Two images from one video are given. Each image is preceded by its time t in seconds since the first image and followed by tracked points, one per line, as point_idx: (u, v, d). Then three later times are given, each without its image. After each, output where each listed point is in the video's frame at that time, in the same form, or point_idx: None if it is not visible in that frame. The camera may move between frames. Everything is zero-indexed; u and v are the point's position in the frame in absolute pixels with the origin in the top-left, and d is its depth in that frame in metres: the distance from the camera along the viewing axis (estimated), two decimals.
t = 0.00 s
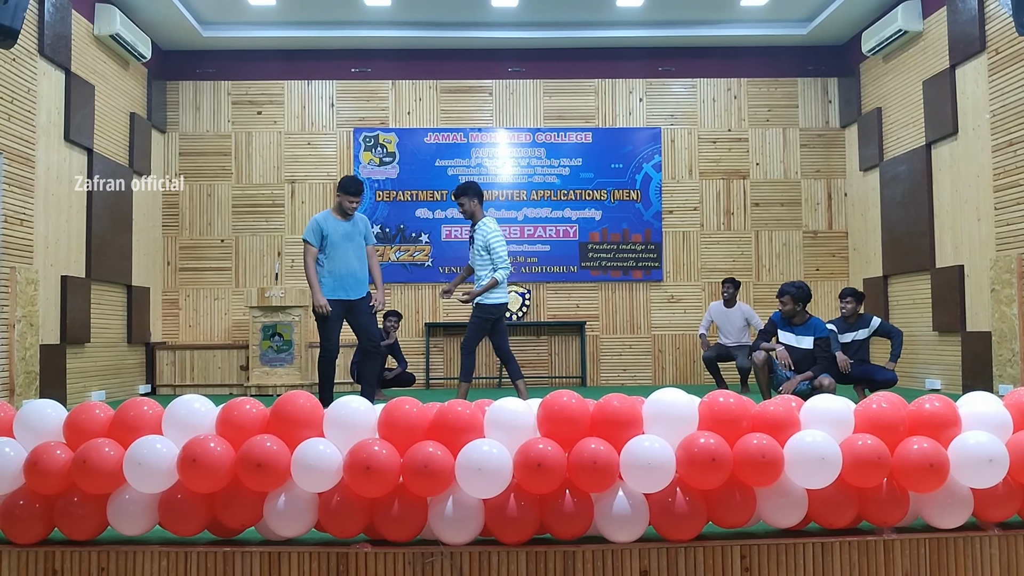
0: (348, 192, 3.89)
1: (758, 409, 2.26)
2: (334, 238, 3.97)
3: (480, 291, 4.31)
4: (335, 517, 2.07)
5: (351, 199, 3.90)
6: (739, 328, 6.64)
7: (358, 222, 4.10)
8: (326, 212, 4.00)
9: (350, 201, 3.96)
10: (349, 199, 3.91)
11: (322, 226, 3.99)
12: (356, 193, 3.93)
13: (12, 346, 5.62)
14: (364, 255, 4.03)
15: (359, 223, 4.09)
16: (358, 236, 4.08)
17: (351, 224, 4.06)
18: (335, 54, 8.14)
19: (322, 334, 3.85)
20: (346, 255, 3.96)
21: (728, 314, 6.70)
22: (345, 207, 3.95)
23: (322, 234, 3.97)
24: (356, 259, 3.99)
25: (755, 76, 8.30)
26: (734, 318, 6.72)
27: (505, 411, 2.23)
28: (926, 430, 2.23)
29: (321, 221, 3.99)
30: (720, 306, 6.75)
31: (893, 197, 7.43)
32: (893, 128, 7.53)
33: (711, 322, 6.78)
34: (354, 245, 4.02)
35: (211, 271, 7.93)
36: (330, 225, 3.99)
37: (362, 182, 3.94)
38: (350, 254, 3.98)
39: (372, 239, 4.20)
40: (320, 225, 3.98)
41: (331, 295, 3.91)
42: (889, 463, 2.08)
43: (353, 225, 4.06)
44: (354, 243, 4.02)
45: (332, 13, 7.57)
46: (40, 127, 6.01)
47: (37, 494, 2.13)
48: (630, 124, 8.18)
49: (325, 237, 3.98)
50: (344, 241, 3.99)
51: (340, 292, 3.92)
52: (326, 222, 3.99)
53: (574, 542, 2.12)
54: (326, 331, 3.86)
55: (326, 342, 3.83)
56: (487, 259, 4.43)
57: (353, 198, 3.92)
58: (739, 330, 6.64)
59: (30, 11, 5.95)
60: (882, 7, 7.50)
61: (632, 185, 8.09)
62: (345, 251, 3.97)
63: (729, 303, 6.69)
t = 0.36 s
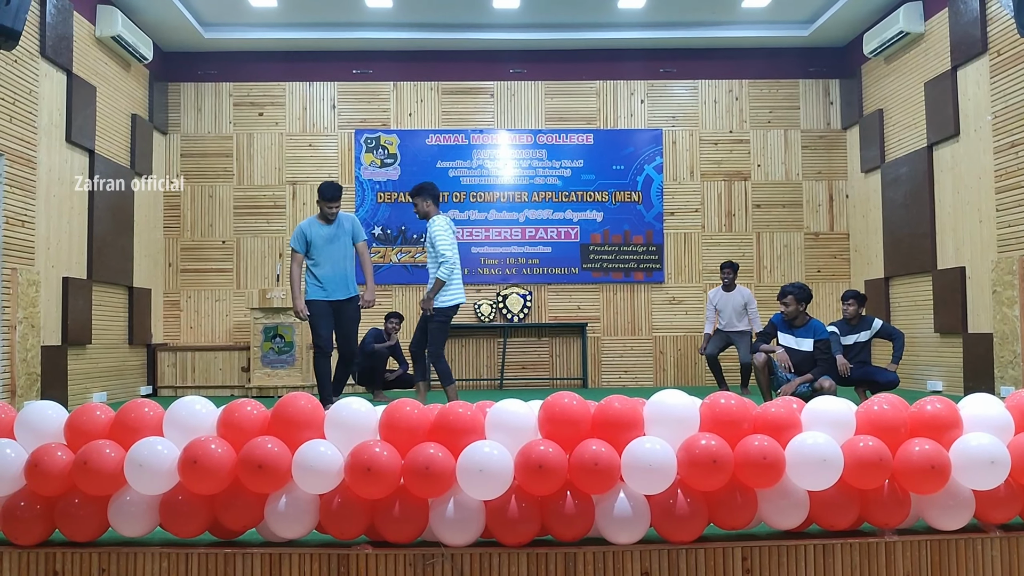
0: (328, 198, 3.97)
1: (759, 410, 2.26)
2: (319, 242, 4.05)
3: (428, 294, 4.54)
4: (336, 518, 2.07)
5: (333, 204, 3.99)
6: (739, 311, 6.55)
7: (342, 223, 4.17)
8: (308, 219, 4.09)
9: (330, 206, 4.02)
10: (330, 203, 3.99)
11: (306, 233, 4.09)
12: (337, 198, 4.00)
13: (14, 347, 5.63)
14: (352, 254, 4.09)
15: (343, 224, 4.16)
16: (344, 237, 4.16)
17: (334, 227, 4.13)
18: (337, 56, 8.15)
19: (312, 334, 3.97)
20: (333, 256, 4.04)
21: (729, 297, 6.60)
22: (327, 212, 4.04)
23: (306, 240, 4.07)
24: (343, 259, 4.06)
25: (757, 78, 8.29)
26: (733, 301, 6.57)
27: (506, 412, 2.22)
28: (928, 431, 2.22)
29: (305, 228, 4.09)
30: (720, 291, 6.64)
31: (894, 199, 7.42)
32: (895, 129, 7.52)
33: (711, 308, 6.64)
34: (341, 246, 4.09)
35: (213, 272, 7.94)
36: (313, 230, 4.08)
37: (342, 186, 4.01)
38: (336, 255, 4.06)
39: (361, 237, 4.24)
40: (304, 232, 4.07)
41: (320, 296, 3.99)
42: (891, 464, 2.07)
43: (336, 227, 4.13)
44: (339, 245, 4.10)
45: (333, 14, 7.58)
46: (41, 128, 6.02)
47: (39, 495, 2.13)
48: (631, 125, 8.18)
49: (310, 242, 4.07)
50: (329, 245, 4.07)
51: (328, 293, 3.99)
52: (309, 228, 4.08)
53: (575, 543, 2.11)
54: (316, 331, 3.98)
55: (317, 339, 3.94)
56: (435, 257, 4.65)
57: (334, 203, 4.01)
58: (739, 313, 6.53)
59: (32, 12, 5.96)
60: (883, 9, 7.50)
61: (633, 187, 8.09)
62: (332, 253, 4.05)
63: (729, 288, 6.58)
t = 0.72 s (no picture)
0: (329, 202, 4.15)
1: (761, 412, 2.26)
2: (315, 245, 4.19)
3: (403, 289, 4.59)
4: (338, 520, 2.07)
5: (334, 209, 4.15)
6: (742, 330, 6.60)
7: (340, 231, 4.30)
8: (309, 220, 4.24)
9: (331, 212, 4.17)
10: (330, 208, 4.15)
11: (303, 234, 4.23)
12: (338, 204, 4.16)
13: (15, 349, 5.64)
14: (345, 263, 4.22)
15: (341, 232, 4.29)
16: (339, 244, 4.29)
17: (333, 232, 4.26)
18: (339, 58, 8.16)
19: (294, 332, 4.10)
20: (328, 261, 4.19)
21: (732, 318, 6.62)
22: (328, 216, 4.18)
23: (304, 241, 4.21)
24: (336, 265, 4.21)
25: (758, 79, 8.29)
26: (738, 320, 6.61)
27: (507, 414, 2.23)
28: (930, 433, 2.22)
29: (304, 229, 4.22)
30: (722, 312, 6.66)
31: (896, 200, 7.41)
32: (896, 131, 7.52)
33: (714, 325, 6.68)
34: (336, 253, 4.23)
35: (214, 274, 7.94)
36: (311, 232, 4.21)
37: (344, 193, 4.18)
38: (329, 262, 4.19)
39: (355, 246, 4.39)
40: (303, 233, 4.21)
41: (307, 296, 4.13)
42: (892, 466, 2.07)
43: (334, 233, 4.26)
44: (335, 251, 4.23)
45: (336, 16, 7.59)
46: (44, 130, 6.03)
47: (40, 497, 2.13)
48: (633, 127, 8.18)
49: (306, 244, 4.21)
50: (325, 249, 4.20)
51: (315, 295, 4.14)
52: (308, 229, 4.22)
53: (577, 545, 2.11)
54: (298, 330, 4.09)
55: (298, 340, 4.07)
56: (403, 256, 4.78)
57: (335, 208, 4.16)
58: (742, 332, 6.57)
59: (35, 14, 5.98)
60: (884, 10, 7.50)
61: (635, 188, 8.09)
62: (327, 258, 4.19)
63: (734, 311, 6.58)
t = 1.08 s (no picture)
0: (300, 211, 4.28)
1: (763, 413, 2.26)
2: (286, 253, 4.35)
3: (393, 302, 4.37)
4: (340, 520, 2.07)
5: (304, 216, 4.28)
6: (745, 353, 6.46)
7: (313, 242, 4.45)
8: (283, 230, 4.40)
9: (302, 221, 4.31)
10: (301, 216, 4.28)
11: (277, 242, 4.39)
12: (308, 214, 4.30)
13: (19, 350, 5.65)
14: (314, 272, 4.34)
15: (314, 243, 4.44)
16: (312, 255, 4.43)
17: (305, 243, 4.42)
18: (341, 59, 8.17)
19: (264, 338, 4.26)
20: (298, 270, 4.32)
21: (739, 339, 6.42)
22: (300, 225, 4.34)
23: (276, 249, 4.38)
24: (307, 275, 4.34)
25: (761, 80, 8.29)
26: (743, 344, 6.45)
27: (509, 415, 2.23)
28: (932, 434, 2.22)
29: (278, 238, 4.39)
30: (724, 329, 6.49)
31: (899, 201, 7.40)
32: (899, 131, 7.51)
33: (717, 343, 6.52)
34: (306, 263, 4.37)
35: (217, 275, 7.96)
36: (284, 242, 4.37)
37: (314, 202, 4.33)
38: (298, 270, 4.33)
39: (329, 258, 4.51)
40: (276, 242, 4.38)
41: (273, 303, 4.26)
42: (895, 467, 2.07)
43: (307, 244, 4.41)
44: (306, 261, 4.37)
45: (338, 17, 7.60)
46: (47, 131, 6.04)
47: (43, 498, 2.14)
48: (636, 127, 8.18)
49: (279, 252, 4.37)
50: (296, 258, 4.35)
51: (284, 303, 4.28)
52: (281, 238, 4.38)
53: (579, 546, 2.11)
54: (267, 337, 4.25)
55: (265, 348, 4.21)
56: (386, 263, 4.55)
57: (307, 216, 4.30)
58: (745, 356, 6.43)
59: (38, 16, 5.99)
60: (887, 11, 7.50)
61: (637, 189, 8.09)
62: (297, 267, 4.33)
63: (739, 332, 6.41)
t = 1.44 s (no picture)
0: (272, 206, 4.42)
1: (766, 411, 2.25)
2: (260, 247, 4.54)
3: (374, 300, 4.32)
4: (344, 518, 2.08)
5: (277, 213, 4.42)
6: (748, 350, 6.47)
7: (287, 234, 4.58)
8: (259, 222, 4.56)
9: (275, 216, 4.45)
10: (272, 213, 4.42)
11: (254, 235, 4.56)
12: (280, 209, 4.43)
13: (22, 347, 5.67)
14: (289, 264, 4.53)
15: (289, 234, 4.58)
16: (287, 247, 4.57)
17: (279, 235, 4.56)
18: (344, 57, 8.17)
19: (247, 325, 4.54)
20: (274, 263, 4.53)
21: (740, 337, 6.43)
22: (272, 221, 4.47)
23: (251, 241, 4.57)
24: (281, 267, 4.52)
25: (764, 78, 8.27)
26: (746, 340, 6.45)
27: (512, 413, 2.23)
28: (936, 432, 2.22)
29: (253, 230, 4.56)
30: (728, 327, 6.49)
31: (902, 199, 7.38)
32: (902, 129, 7.50)
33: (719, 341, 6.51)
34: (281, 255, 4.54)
35: (221, 273, 7.97)
36: (259, 235, 4.54)
37: (286, 197, 4.45)
38: (273, 263, 4.51)
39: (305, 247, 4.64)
40: (252, 234, 4.54)
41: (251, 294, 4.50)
42: (899, 465, 2.07)
43: (280, 236, 4.55)
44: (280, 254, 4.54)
45: (342, 15, 7.61)
46: (50, 129, 6.05)
47: (47, 495, 2.15)
48: (639, 125, 8.17)
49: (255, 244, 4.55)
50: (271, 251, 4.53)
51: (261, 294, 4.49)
52: (256, 231, 4.54)
53: (583, 544, 2.11)
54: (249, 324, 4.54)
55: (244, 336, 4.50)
56: (368, 265, 4.51)
57: (278, 212, 4.44)
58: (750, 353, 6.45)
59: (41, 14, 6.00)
60: (890, 9, 7.48)
61: (640, 187, 8.08)
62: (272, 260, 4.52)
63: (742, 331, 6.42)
